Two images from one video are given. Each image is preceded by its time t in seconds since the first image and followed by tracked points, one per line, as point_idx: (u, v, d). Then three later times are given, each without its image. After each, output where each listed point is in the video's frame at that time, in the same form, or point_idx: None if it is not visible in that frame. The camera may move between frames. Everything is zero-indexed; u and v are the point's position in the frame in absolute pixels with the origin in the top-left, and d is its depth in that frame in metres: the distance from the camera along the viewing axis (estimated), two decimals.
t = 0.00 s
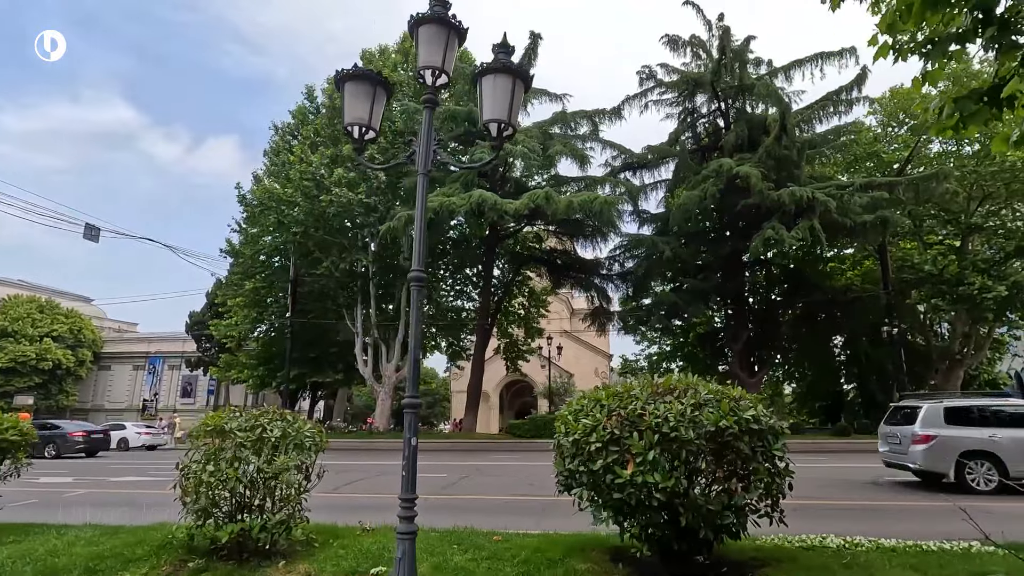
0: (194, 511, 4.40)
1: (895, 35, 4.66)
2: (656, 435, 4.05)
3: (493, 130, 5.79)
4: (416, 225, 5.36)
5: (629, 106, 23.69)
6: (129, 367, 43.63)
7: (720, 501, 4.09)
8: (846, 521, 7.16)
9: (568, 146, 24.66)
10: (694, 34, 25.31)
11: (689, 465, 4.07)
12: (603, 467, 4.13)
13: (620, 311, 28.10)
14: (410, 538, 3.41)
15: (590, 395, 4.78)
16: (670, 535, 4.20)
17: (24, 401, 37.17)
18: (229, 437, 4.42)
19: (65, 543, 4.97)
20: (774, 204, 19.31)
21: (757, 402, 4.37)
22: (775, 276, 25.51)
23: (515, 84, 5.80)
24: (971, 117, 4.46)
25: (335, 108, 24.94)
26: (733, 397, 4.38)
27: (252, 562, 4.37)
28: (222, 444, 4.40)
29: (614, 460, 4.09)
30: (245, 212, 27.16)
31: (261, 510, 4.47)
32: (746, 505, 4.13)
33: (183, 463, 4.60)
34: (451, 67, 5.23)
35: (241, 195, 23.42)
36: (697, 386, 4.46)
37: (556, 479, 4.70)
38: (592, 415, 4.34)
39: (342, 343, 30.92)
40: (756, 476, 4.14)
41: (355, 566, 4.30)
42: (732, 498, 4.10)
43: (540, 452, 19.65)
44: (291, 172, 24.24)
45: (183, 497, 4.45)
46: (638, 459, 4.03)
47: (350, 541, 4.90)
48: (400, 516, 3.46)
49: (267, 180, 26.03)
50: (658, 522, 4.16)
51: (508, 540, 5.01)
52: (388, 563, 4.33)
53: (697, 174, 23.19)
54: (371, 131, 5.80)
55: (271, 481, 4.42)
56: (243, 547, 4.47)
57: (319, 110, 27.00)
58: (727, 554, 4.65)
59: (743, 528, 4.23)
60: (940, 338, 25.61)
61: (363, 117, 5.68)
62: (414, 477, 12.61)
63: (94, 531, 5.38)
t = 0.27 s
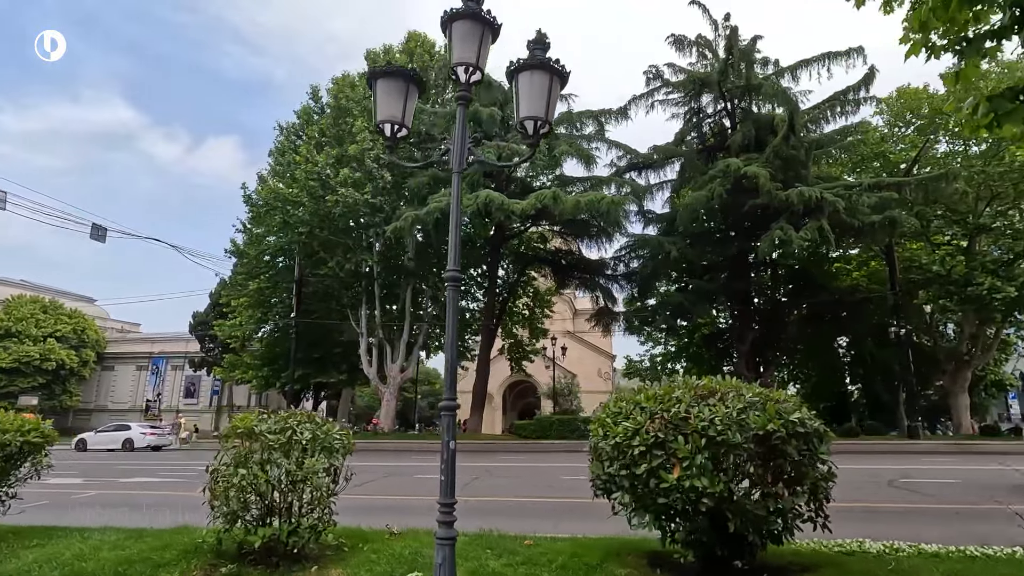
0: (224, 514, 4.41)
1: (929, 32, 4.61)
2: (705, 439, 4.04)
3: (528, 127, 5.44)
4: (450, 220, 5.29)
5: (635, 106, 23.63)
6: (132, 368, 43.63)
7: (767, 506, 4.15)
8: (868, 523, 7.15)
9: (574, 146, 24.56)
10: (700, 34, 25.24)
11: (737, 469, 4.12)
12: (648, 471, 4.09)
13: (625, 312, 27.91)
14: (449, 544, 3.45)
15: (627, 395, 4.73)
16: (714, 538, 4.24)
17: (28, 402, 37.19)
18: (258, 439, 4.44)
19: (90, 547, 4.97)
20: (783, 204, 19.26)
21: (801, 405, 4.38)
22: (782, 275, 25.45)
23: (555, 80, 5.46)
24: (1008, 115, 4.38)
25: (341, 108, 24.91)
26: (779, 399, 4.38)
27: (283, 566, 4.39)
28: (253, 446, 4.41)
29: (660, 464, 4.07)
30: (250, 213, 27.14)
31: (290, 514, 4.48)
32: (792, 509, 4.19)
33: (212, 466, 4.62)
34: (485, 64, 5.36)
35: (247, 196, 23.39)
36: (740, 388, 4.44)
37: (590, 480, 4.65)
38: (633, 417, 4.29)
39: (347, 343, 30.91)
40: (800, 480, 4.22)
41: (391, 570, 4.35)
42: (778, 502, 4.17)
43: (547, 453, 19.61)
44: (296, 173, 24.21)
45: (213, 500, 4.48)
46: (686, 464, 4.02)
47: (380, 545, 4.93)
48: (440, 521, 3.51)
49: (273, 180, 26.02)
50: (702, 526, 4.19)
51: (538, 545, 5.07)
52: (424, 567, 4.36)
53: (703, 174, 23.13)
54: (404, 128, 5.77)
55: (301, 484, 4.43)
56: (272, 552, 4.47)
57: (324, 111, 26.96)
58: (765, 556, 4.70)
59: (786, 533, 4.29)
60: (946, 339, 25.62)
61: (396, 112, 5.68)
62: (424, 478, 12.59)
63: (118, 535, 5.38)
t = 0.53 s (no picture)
0: (257, 516, 4.38)
1: (966, 28, 4.58)
2: (755, 441, 4.10)
3: (568, 124, 5.35)
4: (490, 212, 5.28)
5: (643, 107, 23.57)
6: (137, 369, 43.70)
7: (818, 509, 4.20)
8: (891, 527, 7.13)
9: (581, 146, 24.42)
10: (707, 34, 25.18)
11: (791, 470, 4.14)
12: (696, 473, 4.18)
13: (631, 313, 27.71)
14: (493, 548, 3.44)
15: (669, 397, 4.82)
16: (761, 542, 4.29)
17: (34, 402, 37.28)
18: (292, 440, 4.39)
19: (120, 547, 5.00)
20: (792, 204, 19.21)
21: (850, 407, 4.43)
22: (789, 275, 25.31)
23: (596, 76, 5.35)
24: None
25: (348, 109, 24.92)
26: (828, 401, 4.42)
27: (316, 569, 4.41)
28: (287, 447, 4.36)
29: (708, 466, 4.14)
30: (256, 213, 27.16)
31: (323, 516, 4.48)
32: (843, 512, 4.24)
33: (245, 467, 4.57)
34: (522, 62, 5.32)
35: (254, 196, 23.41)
36: (789, 390, 4.48)
37: (632, 482, 4.77)
38: (677, 420, 4.38)
39: (353, 344, 30.89)
40: (851, 482, 4.26)
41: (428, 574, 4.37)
42: (829, 505, 4.22)
43: (556, 455, 19.56)
44: (304, 173, 24.23)
45: (244, 501, 4.43)
46: (736, 466, 4.09)
47: (413, 548, 4.99)
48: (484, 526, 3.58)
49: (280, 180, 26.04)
50: (751, 530, 4.25)
51: (570, 547, 5.23)
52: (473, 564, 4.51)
53: (711, 174, 23.07)
54: (440, 125, 5.78)
55: (335, 486, 4.41)
56: (303, 555, 4.45)
57: (330, 112, 26.99)
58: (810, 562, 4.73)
59: (834, 538, 4.33)
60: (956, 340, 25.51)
61: (432, 109, 5.70)
62: (436, 479, 12.57)
63: (146, 536, 5.42)
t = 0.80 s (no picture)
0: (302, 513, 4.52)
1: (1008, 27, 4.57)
2: (817, 439, 4.17)
3: (616, 119, 5.29)
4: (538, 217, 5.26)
5: (652, 107, 23.52)
6: (145, 370, 43.84)
7: (881, 508, 4.30)
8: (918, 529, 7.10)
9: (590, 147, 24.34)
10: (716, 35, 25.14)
11: (852, 469, 4.24)
12: (755, 472, 4.25)
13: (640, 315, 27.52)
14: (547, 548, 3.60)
15: (717, 395, 4.90)
16: (821, 543, 4.36)
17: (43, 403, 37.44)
18: (336, 439, 4.52)
19: (158, 547, 5.09)
20: (804, 204, 19.16)
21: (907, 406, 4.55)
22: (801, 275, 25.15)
23: (646, 70, 5.31)
24: None
25: (357, 110, 24.97)
26: (886, 400, 4.52)
27: (361, 568, 4.50)
28: (330, 445, 4.50)
29: (768, 464, 4.21)
30: (265, 214, 27.24)
31: (367, 514, 4.59)
32: (906, 512, 4.34)
33: (288, 466, 4.71)
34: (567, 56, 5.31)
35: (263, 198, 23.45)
36: (846, 388, 4.59)
37: (679, 481, 4.81)
38: (732, 419, 4.45)
39: (360, 345, 30.91)
40: (913, 481, 4.36)
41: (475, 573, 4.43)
42: (891, 505, 4.32)
43: (567, 456, 19.52)
44: (313, 175, 24.29)
45: (288, 500, 4.58)
46: (798, 464, 4.15)
47: (456, 549, 5.00)
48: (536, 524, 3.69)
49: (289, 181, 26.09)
50: (811, 528, 4.32)
51: (616, 548, 5.36)
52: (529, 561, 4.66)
53: (721, 175, 23.03)
54: (486, 121, 5.66)
55: (378, 484, 4.53)
56: (348, 552, 4.59)
57: (338, 113, 27.05)
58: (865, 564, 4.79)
59: (893, 539, 4.42)
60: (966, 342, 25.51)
61: (478, 105, 5.57)
62: (452, 480, 12.57)
63: (183, 536, 5.51)
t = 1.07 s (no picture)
0: (339, 517, 4.48)
1: None
2: (877, 443, 4.14)
3: (662, 117, 5.25)
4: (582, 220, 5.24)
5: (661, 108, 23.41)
6: (151, 371, 43.94)
7: (942, 513, 4.38)
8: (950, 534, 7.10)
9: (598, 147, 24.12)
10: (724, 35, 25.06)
11: (913, 472, 4.20)
12: (810, 475, 4.21)
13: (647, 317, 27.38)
14: (596, 553, 3.67)
15: (764, 397, 4.87)
16: (874, 548, 4.39)
17: (51, 405, 37.57)
18: (375, 442, 4.47)
19: (191, 551, 5.10)
20: (816, 205, 19.11)
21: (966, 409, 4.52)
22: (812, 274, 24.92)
23: (692, 67, 5.25)
24: None
25: (366, 112, 25.03)
26: (946, 404, 4.47)
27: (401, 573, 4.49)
28: (368, 448, 4.45)
29: (825, 470, 4.18)
30: (273, 216, 27.27)
31: (405, 518, 4.55)
32: (965, 519, 4.40)
33: (326, 470, 4.69)
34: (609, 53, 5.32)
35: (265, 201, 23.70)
36: (905, 390, 4.56)
37: (727, 485, 4.77)
38: (783, 422, 4.42)
39: (367, 346, 30.89)
40: (971, 487, 4.45)
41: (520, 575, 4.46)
42: (950, 510, 4.38)
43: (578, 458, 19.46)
44: (321, 176, 24.32)
45: (327, 503, 4.57)
46: (857, 470, 4.13)
47: (493, 553, 4.98)
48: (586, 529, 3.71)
49: (297, 182, 26.12)
50: (865, 535, 4.32)
51: (655, 552, 5.50)
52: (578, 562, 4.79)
53: (731, 176, 22.97)
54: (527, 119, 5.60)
55: (417, 488, 4.49)
56: (386, 558, 4.53)
57: (346, 114, 27.09)
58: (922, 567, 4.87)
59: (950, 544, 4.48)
60: (976, 343, 25.40)
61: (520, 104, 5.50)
62: (468, 482, 12.55)
63: (215, 539, 5.53)
